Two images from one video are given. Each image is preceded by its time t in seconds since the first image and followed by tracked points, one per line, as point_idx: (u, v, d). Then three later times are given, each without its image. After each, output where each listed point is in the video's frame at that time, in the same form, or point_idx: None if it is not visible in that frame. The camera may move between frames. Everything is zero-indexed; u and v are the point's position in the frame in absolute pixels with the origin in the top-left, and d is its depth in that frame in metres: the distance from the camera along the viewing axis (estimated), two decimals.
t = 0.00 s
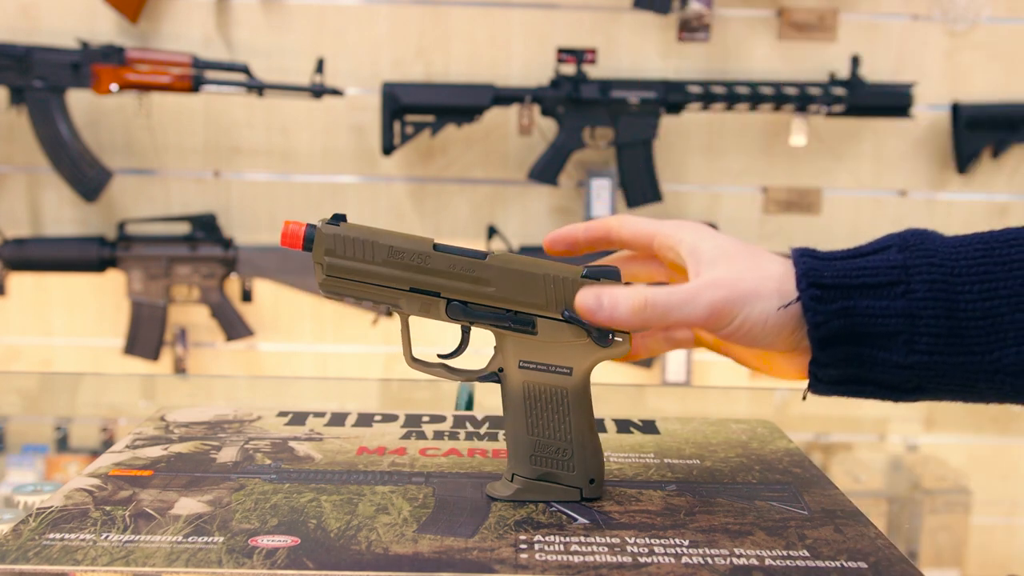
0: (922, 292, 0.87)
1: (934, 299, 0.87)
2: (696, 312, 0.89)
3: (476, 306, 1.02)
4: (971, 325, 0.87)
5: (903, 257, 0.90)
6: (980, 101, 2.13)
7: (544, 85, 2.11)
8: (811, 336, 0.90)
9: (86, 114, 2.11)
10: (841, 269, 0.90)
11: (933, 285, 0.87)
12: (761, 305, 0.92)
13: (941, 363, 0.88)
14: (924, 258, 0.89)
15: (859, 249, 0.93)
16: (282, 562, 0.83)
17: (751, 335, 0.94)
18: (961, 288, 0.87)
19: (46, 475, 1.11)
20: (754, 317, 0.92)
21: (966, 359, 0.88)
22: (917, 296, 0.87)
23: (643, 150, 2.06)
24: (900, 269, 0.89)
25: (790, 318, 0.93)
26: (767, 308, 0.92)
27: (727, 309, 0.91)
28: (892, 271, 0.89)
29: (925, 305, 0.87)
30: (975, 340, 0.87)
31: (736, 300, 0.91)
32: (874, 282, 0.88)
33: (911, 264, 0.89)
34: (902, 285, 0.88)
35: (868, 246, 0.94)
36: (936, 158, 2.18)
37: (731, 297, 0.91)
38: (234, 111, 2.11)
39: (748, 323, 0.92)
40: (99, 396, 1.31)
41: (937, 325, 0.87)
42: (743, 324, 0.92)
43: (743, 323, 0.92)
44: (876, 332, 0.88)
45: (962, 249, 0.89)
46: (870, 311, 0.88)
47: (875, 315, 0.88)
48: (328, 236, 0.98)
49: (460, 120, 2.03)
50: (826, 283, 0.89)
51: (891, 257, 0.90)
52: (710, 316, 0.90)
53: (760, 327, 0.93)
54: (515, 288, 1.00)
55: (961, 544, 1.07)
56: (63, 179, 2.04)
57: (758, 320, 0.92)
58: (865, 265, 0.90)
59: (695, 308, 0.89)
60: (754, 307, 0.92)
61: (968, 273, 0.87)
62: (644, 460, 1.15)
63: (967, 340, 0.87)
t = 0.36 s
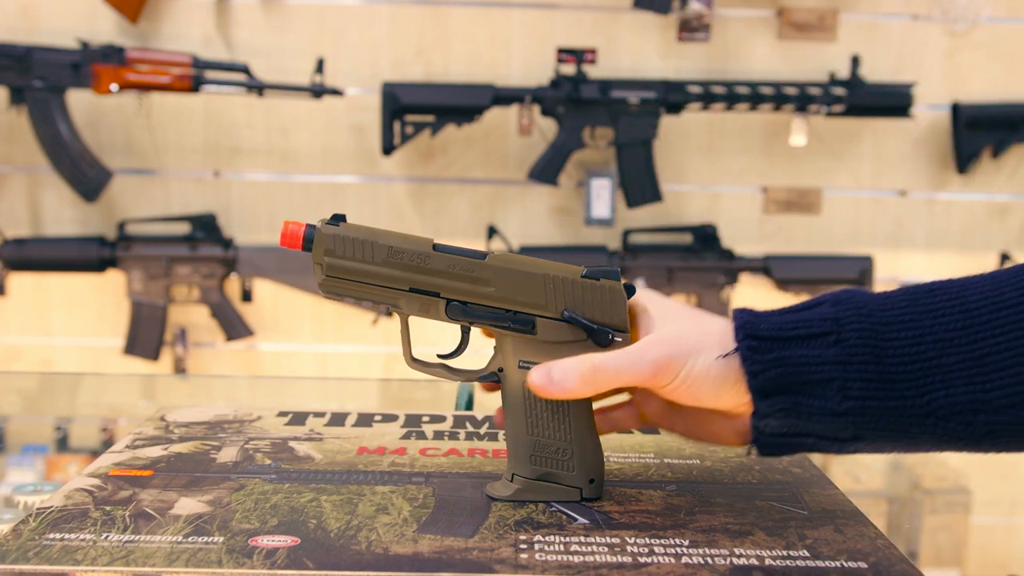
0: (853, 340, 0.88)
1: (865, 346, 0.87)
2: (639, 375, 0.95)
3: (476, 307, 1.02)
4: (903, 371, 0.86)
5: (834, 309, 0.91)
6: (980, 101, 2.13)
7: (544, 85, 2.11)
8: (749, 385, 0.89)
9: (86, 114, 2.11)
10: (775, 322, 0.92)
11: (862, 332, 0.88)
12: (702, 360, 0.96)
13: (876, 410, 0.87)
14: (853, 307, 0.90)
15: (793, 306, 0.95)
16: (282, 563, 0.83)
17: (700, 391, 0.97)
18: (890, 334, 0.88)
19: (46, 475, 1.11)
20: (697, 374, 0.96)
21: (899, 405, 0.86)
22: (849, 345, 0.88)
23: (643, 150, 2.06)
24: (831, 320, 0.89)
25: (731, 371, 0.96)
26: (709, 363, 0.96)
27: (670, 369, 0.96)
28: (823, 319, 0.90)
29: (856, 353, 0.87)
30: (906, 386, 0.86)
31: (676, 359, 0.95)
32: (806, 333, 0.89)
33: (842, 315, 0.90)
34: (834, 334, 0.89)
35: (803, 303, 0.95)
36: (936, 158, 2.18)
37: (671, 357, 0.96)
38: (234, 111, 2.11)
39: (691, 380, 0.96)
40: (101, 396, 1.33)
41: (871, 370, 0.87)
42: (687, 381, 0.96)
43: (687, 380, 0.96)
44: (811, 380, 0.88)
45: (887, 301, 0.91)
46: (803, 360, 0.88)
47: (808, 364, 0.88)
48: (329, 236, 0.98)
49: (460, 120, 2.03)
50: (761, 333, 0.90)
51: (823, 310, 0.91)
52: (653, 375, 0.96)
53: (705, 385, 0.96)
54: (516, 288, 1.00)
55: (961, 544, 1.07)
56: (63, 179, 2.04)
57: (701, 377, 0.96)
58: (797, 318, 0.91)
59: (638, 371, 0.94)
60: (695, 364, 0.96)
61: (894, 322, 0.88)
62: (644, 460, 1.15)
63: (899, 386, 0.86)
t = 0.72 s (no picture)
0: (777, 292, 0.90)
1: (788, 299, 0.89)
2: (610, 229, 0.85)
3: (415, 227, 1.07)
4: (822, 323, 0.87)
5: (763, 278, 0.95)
6: (980, 101, 2.13)
7: (544, 84, 2.11)
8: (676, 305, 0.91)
9: (86, 114, 2.11)
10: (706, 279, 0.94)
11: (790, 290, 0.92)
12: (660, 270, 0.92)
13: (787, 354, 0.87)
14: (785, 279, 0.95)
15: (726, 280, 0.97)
16: (282, 563, 0.83)
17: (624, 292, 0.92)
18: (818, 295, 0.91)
19: (46, 475, 1.11)
20: (650, 273, 0.91)
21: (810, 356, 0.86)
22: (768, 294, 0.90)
23: (643, 150, 2.06)
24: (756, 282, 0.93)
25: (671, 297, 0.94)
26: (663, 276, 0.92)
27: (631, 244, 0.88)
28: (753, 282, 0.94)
29: (777, 299, 0.89)
30: (818, 340, 0.87)
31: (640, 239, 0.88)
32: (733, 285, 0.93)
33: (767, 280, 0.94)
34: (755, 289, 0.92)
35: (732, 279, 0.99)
36: (936, 158, 2.18)
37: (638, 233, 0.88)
38: (234, 111, 2.11)
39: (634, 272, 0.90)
40: (101, 397, 1.33)
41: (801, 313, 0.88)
42: (636, 276, 0.91)
43: (641, 265, 0.89)
44: (725, 316, 0.89)
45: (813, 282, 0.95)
46: (722, 301, 0.91)
47: (727, 305, 0.90)
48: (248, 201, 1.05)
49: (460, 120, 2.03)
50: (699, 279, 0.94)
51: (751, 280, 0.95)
52: (617, 244, 0.87)
53: (645, 292, 0.92)
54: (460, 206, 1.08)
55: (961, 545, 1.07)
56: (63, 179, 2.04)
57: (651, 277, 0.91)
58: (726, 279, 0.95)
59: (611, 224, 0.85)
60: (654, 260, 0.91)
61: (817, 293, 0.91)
62: (644, 460, 1.15)
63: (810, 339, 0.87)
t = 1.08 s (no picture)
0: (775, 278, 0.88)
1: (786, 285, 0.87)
2: (559, 223, 0.93)
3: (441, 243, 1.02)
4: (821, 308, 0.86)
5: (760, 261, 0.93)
6: (979, 101, 2.13)
7: (544, 84, 2.11)
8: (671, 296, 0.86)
9: (86, 114, 2.11)
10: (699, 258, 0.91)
11: (786, 274, 0.89)
12: (635, 246, 0.95)
13: (794, 341, 0.83)
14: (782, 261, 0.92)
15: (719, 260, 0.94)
16: (282, 563, 0.83)
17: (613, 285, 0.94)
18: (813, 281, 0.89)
19: (46, 475, 1.11)
20: (624, 251, 0.94)
21: (815, 341, 0.83)
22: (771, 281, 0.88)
23: (643, 150, 2.06)
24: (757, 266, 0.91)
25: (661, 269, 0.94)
26: (641, 251, 0.94)
27: (589, 227, 0.94)
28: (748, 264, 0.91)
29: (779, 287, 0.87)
30: (824, 324, 0.84)
31: (595, 220, 0.95)
32: (733, 270, 0.89)
33: (768, 262, 0.91)
34: (758, 274, 0.89)
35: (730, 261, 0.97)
36: (936, 158, 2.18)
37: (591, 215, 0.95)
38: (234, 111, 2.11)
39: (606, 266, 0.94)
40: (99, 398, 1.34)
41: (792, 301, 0.86)
42: (612, 260, 0.94)
43: (609, 244, 0.94)
44: (730, 306, 0.85)
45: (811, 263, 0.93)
46: (724, 287, 0.87)
47: (728, 291, 0.86)
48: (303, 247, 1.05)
49: (460, 120, 2.03)
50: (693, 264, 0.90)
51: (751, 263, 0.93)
52: (575, 231, 0.94)
53: (631, 271, 0.94)
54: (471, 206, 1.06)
55: (961, 544, 1.06)
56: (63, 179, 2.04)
57: (627, 256, 0.94)
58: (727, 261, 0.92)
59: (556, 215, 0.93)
60: (622, 238, 0.95)
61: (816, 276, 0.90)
62: (644, 460, 1.15)
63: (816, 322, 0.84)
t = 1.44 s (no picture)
0: (831, 304, 0.90)
1: (843, 312, 0.90)
2: (604, 276, 0.97)
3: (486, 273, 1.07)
4: (877, 334, 0.89)
5: (813, 276, 0.94)
6: (980, 101, 2.13)
7: (544, 85, 2.11)
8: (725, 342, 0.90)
9: (86, 114, 2.11)
10: (754, 281, 0.94)
11: (842, 295, 0.91)
12: (684, 286, 0.97)
13: (851, 374, 0.88)
14: (834, 274, 0.94)
15: (772, 268, 0.98)
16: (282, 563, 0.83)
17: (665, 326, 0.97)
18: (869, 299, 0.91)
19: (46, 474, 1.11)
20: (672, 296, 0.96)
21: (872, 371, 0.88)
22: (825, 308, 0.90)
23: (643, 150, 2.06)
24: (809, 285, 0.93)
25: (712, 310, 0.96)
26: (692, 296, 0.96)
27: (635, 275, 0.97)
28: (802, 281, 0.93)
29: (833, 315, 0.90)
30: (881, 350, 0.88)
31: (643, 265, 0.97)
32: (785, 295, 0.92)
33: (820, 282, 0.93)
34: (811, 299, 0.91)
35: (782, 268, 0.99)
36: (936, 157, 2.18)
37: (636, 260, 0.97)
38: (233, 111, 2.11)
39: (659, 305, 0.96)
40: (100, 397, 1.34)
41: (845, 330, 0.89)
42: (662, 308, 0.96)
43: (658, 292, 0.96)
44: (786, 341, 0.90)
45: (865, 273, 0.95)
46: (779, 320, 0.90)
47: (785, 324, 0.90)
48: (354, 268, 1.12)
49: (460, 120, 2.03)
50: (741, 293, 0.93)
51: (803, 276, 0.95)
52: (621, 280, 0.97)
53: (681, 315, 0.96)
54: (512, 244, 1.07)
55: (960, 544, 1.06)
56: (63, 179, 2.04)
57: (676, 301, 0.96)
58: (777, 280, 0.94)
59: (600, 269, 0.97)
60: (670, 281, 0.97)
61: (871, 291, 0.92)
62: (644, 460, 1.15)
63: (874, 350, 0.88)
